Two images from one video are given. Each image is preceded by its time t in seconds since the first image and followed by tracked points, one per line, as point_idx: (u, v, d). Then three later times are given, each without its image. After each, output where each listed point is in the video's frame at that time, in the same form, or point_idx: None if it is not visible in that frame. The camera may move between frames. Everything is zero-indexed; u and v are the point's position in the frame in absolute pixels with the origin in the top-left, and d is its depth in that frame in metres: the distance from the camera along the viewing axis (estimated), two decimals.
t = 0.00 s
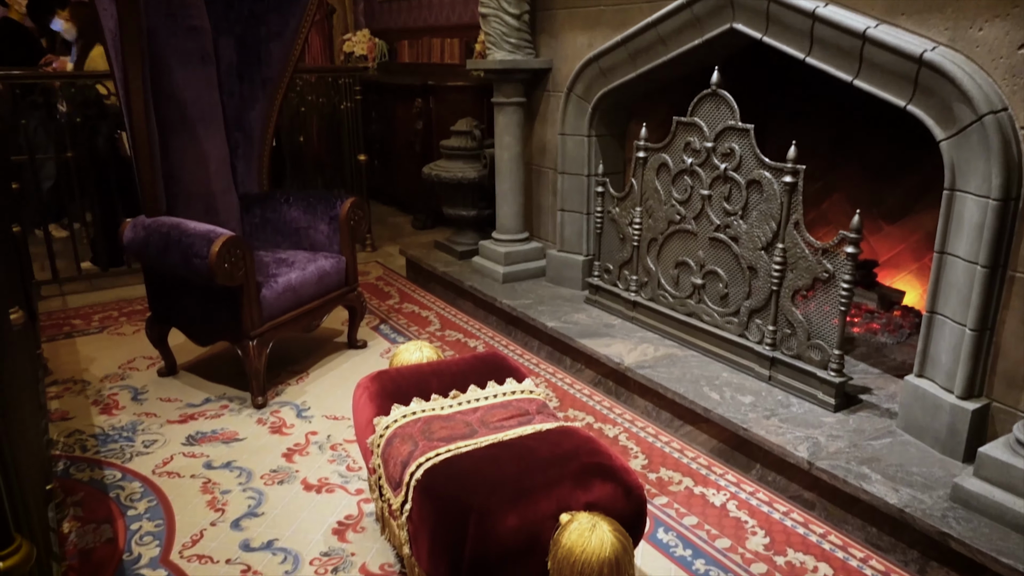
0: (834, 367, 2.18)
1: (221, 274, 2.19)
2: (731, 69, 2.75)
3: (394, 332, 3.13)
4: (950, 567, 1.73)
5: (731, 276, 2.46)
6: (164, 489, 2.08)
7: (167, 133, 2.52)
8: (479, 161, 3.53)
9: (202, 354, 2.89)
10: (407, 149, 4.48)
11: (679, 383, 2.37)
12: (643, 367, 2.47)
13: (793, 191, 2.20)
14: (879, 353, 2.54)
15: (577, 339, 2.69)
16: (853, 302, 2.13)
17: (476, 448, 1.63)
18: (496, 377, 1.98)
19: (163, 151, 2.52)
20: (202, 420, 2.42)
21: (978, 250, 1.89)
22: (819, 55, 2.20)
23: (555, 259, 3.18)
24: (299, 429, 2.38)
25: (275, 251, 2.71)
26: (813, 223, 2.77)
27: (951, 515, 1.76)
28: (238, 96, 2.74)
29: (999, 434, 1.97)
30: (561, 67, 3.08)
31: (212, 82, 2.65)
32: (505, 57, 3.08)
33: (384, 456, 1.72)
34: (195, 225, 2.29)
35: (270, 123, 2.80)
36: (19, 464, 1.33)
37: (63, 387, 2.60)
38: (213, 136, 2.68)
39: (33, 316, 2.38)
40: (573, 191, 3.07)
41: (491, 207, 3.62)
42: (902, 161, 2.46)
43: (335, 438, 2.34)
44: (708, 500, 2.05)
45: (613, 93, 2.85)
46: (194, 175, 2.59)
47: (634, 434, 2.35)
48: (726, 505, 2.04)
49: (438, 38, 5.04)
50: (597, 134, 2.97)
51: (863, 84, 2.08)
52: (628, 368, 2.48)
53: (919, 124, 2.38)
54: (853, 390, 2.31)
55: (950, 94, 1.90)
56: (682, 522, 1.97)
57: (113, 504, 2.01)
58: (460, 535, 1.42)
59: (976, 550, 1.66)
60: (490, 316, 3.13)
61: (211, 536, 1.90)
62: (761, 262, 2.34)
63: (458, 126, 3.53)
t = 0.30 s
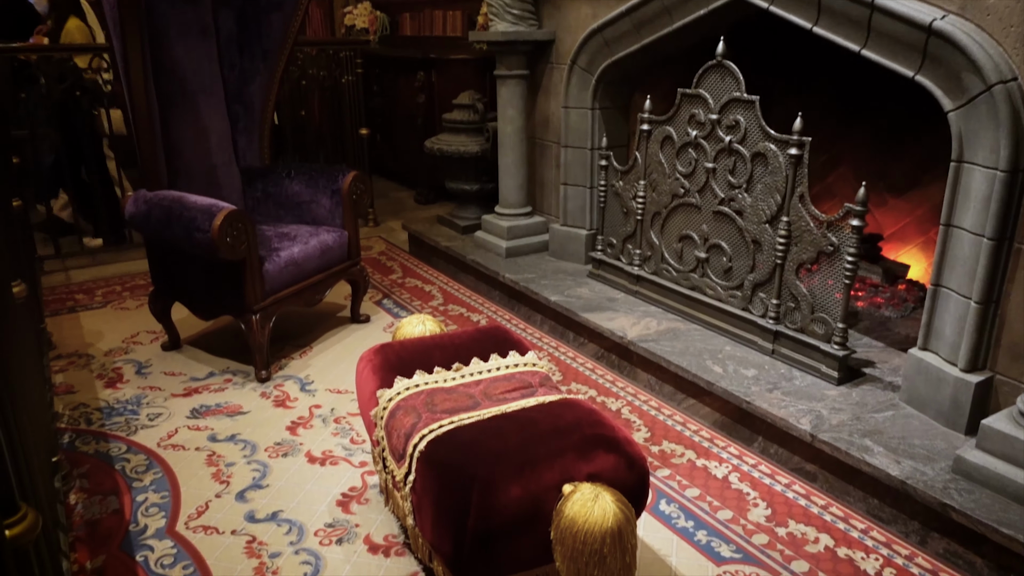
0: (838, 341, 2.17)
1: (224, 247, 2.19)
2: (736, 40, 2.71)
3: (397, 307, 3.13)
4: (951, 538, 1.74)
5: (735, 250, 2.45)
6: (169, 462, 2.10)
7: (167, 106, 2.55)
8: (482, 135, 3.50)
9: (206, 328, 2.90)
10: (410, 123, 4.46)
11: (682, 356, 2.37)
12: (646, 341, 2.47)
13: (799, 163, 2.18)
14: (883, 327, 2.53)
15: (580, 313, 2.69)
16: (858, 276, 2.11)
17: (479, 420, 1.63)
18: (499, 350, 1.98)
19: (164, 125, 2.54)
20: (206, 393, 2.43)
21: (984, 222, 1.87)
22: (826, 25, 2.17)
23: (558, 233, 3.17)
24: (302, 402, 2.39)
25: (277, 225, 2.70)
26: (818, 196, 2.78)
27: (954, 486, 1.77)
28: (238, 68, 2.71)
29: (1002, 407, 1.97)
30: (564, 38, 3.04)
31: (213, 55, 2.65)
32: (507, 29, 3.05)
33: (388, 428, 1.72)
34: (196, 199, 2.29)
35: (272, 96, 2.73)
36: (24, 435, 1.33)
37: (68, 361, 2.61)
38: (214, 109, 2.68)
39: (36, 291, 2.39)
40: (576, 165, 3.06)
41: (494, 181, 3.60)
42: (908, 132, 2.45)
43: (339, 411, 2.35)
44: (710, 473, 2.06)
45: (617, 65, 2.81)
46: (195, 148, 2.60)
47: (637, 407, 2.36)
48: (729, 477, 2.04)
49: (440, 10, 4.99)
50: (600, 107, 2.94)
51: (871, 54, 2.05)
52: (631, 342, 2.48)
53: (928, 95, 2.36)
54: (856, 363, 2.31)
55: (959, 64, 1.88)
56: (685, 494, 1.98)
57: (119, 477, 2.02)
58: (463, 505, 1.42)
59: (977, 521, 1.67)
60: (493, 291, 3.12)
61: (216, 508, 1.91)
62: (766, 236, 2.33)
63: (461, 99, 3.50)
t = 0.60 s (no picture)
0: (842, 316, 2.17)
1: (226, 223, 2.18)
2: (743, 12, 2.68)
3: (400, 283, 3.12)
4: (953, 511, 1.75)
5: (739, 225, 2.44)
6: (174, 436, 2.10)
7: (167, 81, 2.53)
8: (485, 110, 3.48)
9: (209, 304, 2.90)
10: (411, 98, 4.45)
11: (685, 331, 2.37)
12: (650, 316, 2.46)
13: (805, 137, 2.16)
14: (887, 302, 2.53)
15: (583, 289, 2.68)
16: (862, 251, 2.10)
17: (483, 393, 1.63)
18: (502, 324, 1.97)
19: (164, 99, 2.52)
20: (210, 368, 2.44)
21: (991, 196, 1.86)
22: None
23: (561, 209, 3.16)
24: (306, 378, 2.39)
25: (279, 201, 2.69)
26: (823, 170, 2.76)
27: (956, 460, 1.77)
28: (237, 42, 2.68)
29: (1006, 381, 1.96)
30: (568, 11, 3.00)
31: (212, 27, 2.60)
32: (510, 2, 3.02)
33: (391, 402, 1.72)
34: (197, 174, 2.28)
35: (272, 70, 2.72)
36: (28, 407, 1.33)
37: (72, 336, 2.62)
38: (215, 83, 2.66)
39: (39, 267, 2.39)
40: (580, 140, 3.03)
41: (497, 157, 3.58)
42: (916, 105, 2.42)
43: (342, 386, 2.35)
44: (713, 447, 2.07)
45: (621, 39, 2.78)
46: (196, 123, 2.59)
47: (640, 382, 2.36)
48: (731, 451, 2.05)
49: None
50: (604, 81, 2.91)
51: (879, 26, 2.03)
52: (635, 318, 2.47)
53: (936, 67, 2.33)
54: (860, 338, 2.31)
55: (969, 35, 1.85)
56: (687, 468, 1.98)
57: (124, 451, 2.04)
58: (467, 477, 1.42)
59: (979, 495, 1.67)
60: (496, 267, 3.12)
61: (221, 482, 1.93)
62: (770, 211, 2.31)
63: (463, 74, 3.46)
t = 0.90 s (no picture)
0: (846, 293, 2.16)
1: (228, 201, 2.17)
2: None
3: (403, 261, 3.12)
4: (955, 487, 1.75)
5: (743, 201, 2.42)
6: (178, 413, 2.11)
7: (167, 56, 2.50)
8: (487, 87, 3.45)
9: (212, 282, 2.90)
10: (413, 74, 4.43)
11: (688, 308, 2.36)
12: (653, 293, 2.46)
13: (810, 113, 2.14)
14: (891, 279, 2.52)
15: (586, 267, 2.68)
16: (867, 228, 2.09)
17: (486, 370, 1.63)
18: (505, 301, 1.97)
19: (164, 75, 2.50)
20: (213, 346, 2.44)
21: (998, 171, 1.84)
22: None
23: (564, 186, 3.14)
24: (309, 355, 2.40)
25: (281, 178, 2.68)
26: (829, 146, 2.75)
27: (959, 437, 1.77)
28: (237, 17, 2.64)
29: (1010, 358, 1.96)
30: None
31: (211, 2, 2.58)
32: None
33: (394, 378, 1.72)
34: (198, 151, 2.26)
35: (272, 45, 2.69)
36: (32, 383, 1.33)
37: (75, 315, 2.62)
38: (215, 59, 2.64)
39: (41, 245, 2.38)
40: (583, 116, 3.01)
41: (499, 134, 3.56)
42: (922, 80, 2.40)
43: (346, 364, 2.36)
44: (716, 424, 2.07)
45: (624, 14, 2.75)
46: (196, 99, 2.57)
47: (643, 359, 2.36)
48: (734, 428, 2.05)
49: None
50: (607, 57, 2.88)
51: None
52: (638, 295, 2.47)
53: (944, 41, 2.30)
54: (864, 315, 2.30)
55: (979, 8, 1.82)
56: (690, 444, 1.99)
57: (129, 428, 2.04)
58: (471, 452, 1.43)
59: (983, 470, 1.67)
60: (499, 245, 3.11)
61: (226, 458, 1.93)
62: (775, 187, 2.30)
63: (466, 50, 3.42)
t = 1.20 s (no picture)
0: (850, 272, 2.15)
1: (229, 180, 2.16)
2: None
3: (405, 242, 3.11)
4: (958, 466, 1.75)
5: (747, 180, 2.41)
6: (182, 394, 2.11)
7: (167, 35, 2.48)
8: (489, 66, 3.42)
9: (214, 263, 2.89)
10: (415, 53, 4.41)
11: (691, 289, 2.36)
12: (656, 274, 2.45)
13: (815, 90, 2.12)
14: (895, 259, 2.51)
15: (589, 247, 2.67)
16: (872, 207, 2.07)
17: (489, 349, 1.63)
18: (507, 280, 1.96)
19: (164, 54, 2.48)
20: (216, 327, 2.44)
21: (1005, 149, 1.82)
22: None
23: (567, 166, 3.12)
24: (312, 336, 2.39)
25: (282, 158, 2.67)
26: (833, 125, 2.72)
27: (963, 416, 1.76)
28: None
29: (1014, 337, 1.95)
30: None
31: None
32: None
33: (397, 358, 1.72)
34: (199, 131, 2.25)
35: (272, 23, 2.67)
36: (36, 362, 1.33)
37: (78, 296, 2.62)
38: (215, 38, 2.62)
39: (42, 226, 2.38)
40: (586, 95, 2.99)
41: (501, 114, 3.54)
42: (928, 57, 2.37)
43: (348, 345, 2.35)
44: (718, 403, 2.07)
45: None
46: (197, 78, 2.55)
47: (646, 340, 2.36)
48: (737, 408, 2.05)
49: None
50: (610, 35, 2.85)
51: None
52: (641, 276, 2.46)
53: (951, 18, 2.27)
54: (868, 295, 2.29)
55: None
56: (693, 424, 1.99)
57: (133, 408, 2.05)
58: (474, 430, 1.43)
59: (986, 449, 1.66)
60: (501, 226, 3.10)
61: (230, 438, 1.94)
62: (779, 166, 2.28)
63: (467, 28, 3.39)
